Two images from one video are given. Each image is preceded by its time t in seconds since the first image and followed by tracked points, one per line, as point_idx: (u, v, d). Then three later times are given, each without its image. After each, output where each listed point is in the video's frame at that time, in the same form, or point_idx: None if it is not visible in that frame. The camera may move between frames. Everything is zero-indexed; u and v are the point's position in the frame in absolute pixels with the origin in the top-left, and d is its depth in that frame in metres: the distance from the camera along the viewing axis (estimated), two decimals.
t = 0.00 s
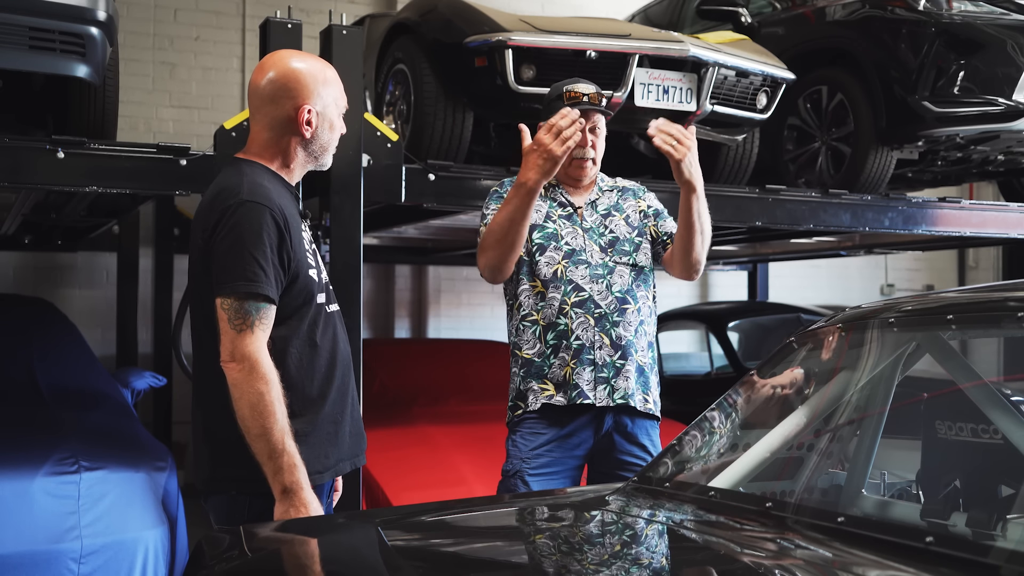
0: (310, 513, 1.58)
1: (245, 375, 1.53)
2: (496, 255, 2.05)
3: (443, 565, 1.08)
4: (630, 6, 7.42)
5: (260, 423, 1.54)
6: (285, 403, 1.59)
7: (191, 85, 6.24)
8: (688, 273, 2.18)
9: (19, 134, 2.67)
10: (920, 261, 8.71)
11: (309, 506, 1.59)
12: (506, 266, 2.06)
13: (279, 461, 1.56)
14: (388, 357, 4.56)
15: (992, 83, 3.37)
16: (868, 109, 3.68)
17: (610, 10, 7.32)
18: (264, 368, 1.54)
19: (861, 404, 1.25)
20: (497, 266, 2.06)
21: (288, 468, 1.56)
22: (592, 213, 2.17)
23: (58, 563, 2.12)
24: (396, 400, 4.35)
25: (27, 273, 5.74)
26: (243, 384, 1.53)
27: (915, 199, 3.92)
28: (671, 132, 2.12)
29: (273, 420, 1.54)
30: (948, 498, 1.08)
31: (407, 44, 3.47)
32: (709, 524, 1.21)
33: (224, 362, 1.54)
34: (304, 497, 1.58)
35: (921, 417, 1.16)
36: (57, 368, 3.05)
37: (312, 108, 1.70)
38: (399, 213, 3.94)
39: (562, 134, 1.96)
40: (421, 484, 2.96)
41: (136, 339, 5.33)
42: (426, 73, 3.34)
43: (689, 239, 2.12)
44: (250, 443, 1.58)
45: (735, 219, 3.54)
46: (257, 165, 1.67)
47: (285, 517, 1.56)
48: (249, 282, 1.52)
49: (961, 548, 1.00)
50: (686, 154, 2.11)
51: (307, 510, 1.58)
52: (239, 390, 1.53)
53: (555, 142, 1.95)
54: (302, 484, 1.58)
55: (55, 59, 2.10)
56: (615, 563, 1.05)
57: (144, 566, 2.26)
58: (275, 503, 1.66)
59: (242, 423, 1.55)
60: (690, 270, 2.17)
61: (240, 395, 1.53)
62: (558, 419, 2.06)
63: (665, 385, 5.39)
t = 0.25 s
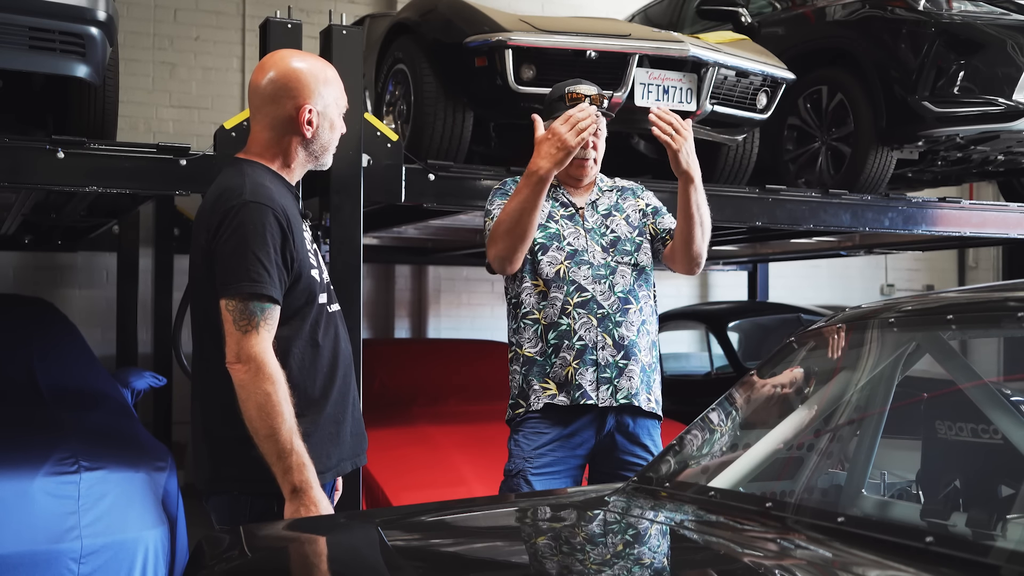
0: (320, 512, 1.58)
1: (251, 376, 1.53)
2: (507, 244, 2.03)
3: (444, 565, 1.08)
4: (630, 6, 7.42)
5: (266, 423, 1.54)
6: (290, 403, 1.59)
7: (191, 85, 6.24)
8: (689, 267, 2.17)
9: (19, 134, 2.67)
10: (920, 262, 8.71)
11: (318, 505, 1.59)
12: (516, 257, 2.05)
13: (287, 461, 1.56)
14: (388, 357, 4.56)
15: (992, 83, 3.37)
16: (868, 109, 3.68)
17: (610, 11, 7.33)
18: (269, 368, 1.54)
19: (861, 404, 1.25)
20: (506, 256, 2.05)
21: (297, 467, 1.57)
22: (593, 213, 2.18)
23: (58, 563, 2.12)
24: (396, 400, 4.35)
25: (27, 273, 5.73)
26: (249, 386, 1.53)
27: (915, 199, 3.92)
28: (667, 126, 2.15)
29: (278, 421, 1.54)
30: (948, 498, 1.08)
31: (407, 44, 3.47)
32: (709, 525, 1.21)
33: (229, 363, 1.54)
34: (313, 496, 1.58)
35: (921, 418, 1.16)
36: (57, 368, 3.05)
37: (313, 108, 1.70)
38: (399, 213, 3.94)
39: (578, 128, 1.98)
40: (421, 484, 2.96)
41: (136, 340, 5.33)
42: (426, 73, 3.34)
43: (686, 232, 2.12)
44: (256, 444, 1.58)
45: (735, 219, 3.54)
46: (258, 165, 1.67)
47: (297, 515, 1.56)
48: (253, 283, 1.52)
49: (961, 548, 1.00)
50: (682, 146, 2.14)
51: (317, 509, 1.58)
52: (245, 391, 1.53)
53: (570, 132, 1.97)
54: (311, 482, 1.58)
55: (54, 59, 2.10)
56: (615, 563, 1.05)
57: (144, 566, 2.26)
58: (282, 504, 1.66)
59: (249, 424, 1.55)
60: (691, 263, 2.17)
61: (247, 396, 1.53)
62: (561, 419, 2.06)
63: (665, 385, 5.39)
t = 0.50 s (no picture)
0: (315, 513, 1.58)
1: (250, 376, 1.53)
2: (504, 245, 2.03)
3: (444, 565, 1.08)
4: (630, 6, 7.42)
5: (265, 424, 1.54)
6: (290, 403, 1.59)
7: (191, 85, 6.24)
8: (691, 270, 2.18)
9: (19, 134, 2.66)
10: (920, 261, 8.72)
11: (315, 506, 1.59)
12: (513, 258, 2.05)
13: (284, 462, 1.56)
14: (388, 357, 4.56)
15: (992, 83, 3.37)
16: (868, 109, 3.68)
17: (610, 11, 7.33)
18: (268, 368, 1.54)
19: (861, 404, 1.25)
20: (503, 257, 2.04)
21: (295, 468, 1.57)
22: (594, 214, 2.18)
23: (58, 563, 2.12)
24: (396, 400, 4.35)
25: (27, 274, 5.73)
26: (247, 386, 1.53)
27: (915, 198, 3.92)
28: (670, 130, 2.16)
29: (278, 421, 1.54)
30: (948, 498, 1.08)
31: (407, 44, 3.47)
32: (709, 524, 1.21)
33: (228, 363, 1.54)
34: (310, 497, 1.58)
35: (920, 417, 1.16)
36: (57, 368, 3.05)
37: (314, 108, 1.70)
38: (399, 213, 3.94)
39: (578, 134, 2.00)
40: (421, 484, 2.96)
41: (136, 340, 5.33)
42: (426, 73, 3.34)
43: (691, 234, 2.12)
44: (255, 444, 1.58)
45: (736, 219, 3.54)
46: (260, 165, 1.67)
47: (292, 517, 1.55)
48: (253, 282, 1.52)
49: (961, 548, 1.00)
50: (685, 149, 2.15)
51: (313, 510, 1.58)
52: (244, 391, 1.53)
53: (572, 136, 1.99)
54: (308, 483, 1.58)
55: (54, 59, 2.10)
56: (616, 562, 1.05)
57: (144, 566, 2.26)
58: (281, 504, 1.66)
59: (247, 424, 1.55)
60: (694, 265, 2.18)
61: (245, 396, 1.53)
62: (560, 420, 2.06)
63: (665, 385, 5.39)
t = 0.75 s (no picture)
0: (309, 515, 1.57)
1: (249, 376, 1.53)
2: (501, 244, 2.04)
3: (445, 565, 1.08)
4: (630, 6, 7.42)
5: (263, 424, 1.54)
6: (288, 403, 1.59)
7: (191, 85, 6.24)
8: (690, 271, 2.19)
9: (19, 133, 2.66)
10: (920, 262, 8.72)
11: (309, 508, 1.58)
12: (512, 256, 2.05)
13: (280, 462, 1.56)
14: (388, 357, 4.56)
15: (992, 83, 3.37)
16: (868, 108, 3.68)
17: (610, 11, 7.33)
18: (267, 368, 1.54)
19: (861, 404, 1.25)
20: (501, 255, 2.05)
21: (290, 469, 1.56)
22: (594, 214, 2.18)
23: (58, 563, 2.11)
24: (396, 399, 4.35)
25: (27, 273, 5.73)
26: (246, 385, 1.53)
27: (915, 198, 3.92)
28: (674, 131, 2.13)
29: (277, 422, 1.54)
30: (948, 498, 1.08)
31: (408, 44, 3.47)
32: (708, 524, 1.21)
33: (226, 362, 1.54)
34: (303, 500, 1.57)
35: (920, 417, 1.16)
36: (57, 367, 3.05)
37: (315, 108, 1.70)
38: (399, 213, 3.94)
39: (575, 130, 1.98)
40: (421, 484, 2.96)
41: (136, 340, 5.33)
42: (426, 73, 3.34)
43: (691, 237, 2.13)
44: (253, 444, 1.58)
45: (736, 219, 3.54)
46: (260, 165, 1.67)
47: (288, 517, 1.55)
48: (253, 282, 1.52)
49: (961, 548, 1.00)
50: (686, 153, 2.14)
51: (306, 512, 1.58)
52: (243, 391, 1.53)
53: (567, 132, 1.98)
54: (301, 486, 1.57)
55: (54, 59, 2.10)
56: (616, 562, 1.05)
57: (144, 566, 2.26)
58: (278, 505, 1.66)
59: (245, 424, 1.55)
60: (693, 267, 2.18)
61: (243, 396, 1.53)
62: (559, 420, 2.06)
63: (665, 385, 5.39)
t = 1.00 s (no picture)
0: (312, 514, 1.58)
1: (249, 375, 1.53)
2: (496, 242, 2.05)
3: (444, 565, 1.08)
4: (630, 6, 7.42)
5: (264, 423, 1.54)
6: (288, 403, 1.59)
7: (191, 85, 6.24)
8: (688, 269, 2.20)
9: (19, 134, 2.66)
10: (920, 262, 8.71)
11: (311, 506, 1.58)
12: (507, 253, 2.06)
13: (282, 461, 1.56)
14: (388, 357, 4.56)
15: (992, 83, 3.38)
16: (868, 108, 3.68)
17: (610, 11, 7.32)
18: (267, 368, 1.54)
19: (861, 404, 1.25)
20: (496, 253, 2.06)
21: (292, 468, 1.56)
22: (594, 213, 2.18)
23: (58, 563, 2.12)
24: (396, 399, 4.35)
25: (27, 274, 5.73)
26: (246, 385, 1.53)
27: (915, 198, 3.92)
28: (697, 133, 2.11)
29: (277, 421, 1.54)
30: (948, 498, 1.08)
31: (408, 44, 3.47)
32: (707, 525, 1.21)
33: (227, 362, 1.54)
34: (307, 497, 1.58)
35: (920, 417, 1.16)
36: (58, 367, 3.06)
37: (315, 108, 1.70)
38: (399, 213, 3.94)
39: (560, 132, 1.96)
40: (421, 484, 2.96)
41: (136, 340, 5.33)
42: (426, 73, 3.34)
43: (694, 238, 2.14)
44: (253, 443, 1.58)
45: (736, 219, 3.54)
46: (260, 165, 1.67)
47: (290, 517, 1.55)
48: (253, 282, 1.52)
49: (961, 548, 1.00)
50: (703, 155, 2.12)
51: (310, 510, 1.58)
52: (243, 391, 1.53)
53: (549, 135, 1.95)
54: (304, 483, 1.58)
55: (54, 59, 2.11)
56: (615, 562, 1.05)
57: (144, 566, 2.26)
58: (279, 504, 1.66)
59: (246, 423, 1.55)
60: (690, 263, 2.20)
61: (244, 395, 1.53)
62: (557, 420, 2.06)
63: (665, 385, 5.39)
